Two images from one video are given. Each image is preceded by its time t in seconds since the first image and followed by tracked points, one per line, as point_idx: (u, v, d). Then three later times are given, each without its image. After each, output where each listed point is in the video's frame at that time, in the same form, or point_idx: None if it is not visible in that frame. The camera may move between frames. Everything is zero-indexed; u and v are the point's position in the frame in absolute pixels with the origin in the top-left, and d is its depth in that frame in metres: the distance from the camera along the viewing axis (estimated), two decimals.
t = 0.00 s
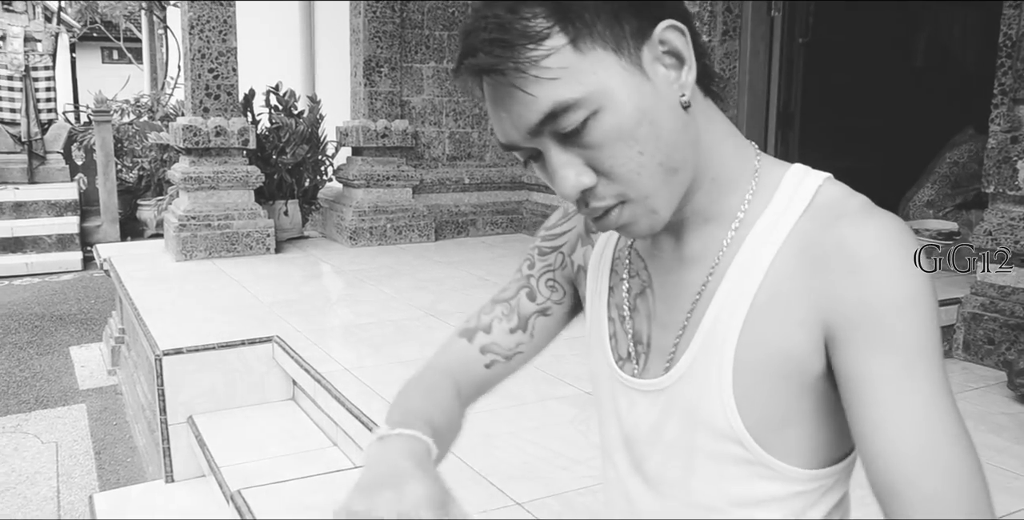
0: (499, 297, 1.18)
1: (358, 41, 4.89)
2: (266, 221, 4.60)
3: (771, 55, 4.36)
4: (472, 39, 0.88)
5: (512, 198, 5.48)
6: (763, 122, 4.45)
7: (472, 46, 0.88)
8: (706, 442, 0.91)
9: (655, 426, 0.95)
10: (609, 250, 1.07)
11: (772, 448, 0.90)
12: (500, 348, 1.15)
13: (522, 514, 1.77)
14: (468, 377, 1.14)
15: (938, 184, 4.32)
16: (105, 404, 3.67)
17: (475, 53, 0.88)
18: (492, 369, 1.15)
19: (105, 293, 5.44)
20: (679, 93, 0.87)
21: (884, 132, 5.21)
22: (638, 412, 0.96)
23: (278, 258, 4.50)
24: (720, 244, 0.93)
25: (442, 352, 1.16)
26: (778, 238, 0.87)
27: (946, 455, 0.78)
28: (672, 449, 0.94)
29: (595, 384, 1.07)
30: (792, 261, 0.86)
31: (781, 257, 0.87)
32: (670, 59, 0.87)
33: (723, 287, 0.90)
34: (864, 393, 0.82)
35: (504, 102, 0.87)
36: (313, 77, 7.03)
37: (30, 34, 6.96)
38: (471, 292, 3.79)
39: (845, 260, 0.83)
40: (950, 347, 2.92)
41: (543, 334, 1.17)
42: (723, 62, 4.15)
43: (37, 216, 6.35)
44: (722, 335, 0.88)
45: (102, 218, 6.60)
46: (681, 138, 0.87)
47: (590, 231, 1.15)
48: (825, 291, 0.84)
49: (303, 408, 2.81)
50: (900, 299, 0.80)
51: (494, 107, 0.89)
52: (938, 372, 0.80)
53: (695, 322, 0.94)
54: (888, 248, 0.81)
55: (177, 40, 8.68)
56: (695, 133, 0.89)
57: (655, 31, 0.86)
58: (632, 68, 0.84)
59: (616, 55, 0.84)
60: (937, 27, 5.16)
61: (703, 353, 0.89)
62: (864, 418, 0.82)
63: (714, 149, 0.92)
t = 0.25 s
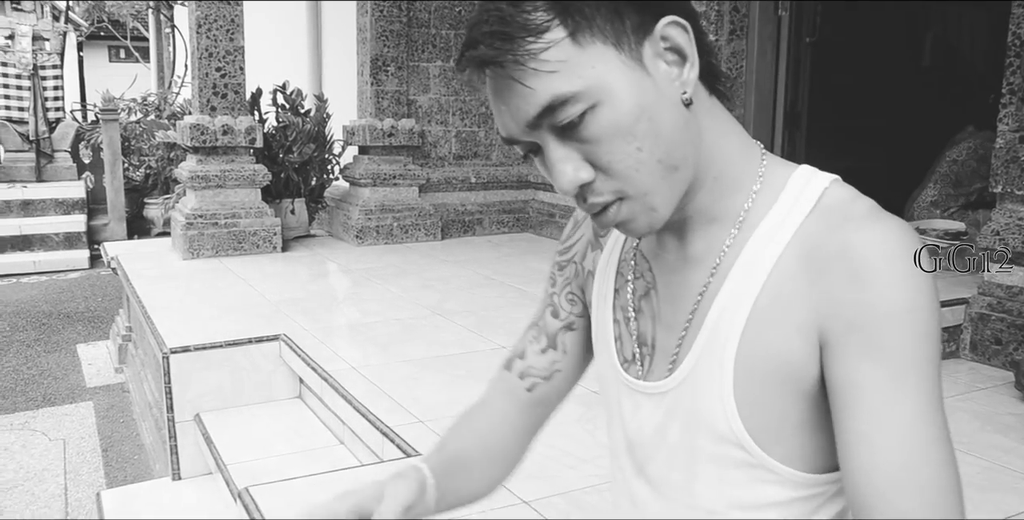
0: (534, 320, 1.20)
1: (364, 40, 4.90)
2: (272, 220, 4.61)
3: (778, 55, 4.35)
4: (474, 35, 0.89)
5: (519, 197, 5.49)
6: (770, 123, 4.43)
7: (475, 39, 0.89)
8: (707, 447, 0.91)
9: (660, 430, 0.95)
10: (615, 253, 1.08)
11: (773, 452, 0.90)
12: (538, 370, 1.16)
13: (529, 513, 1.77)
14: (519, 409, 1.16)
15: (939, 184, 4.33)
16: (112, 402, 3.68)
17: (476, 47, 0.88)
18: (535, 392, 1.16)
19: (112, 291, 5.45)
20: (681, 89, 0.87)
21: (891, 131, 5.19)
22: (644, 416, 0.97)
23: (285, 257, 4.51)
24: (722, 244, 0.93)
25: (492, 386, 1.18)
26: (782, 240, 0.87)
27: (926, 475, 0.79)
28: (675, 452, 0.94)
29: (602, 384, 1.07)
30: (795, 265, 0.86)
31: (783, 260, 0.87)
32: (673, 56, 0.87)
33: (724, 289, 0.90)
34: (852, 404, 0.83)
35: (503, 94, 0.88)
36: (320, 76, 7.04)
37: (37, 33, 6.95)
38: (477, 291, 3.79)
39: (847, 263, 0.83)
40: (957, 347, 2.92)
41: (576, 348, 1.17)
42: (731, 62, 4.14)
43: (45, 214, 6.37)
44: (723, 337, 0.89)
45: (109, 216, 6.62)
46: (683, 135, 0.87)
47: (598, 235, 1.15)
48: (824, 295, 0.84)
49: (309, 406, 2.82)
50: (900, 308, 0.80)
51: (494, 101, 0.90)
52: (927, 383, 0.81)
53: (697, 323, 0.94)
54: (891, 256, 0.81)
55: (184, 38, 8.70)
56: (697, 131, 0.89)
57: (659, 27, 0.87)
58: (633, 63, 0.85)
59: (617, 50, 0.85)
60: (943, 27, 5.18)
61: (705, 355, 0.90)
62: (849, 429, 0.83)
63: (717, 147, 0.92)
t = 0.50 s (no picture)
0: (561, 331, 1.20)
1: (373, 40, 4.91)
2: (280, 219, 4.62)
3: (786, 57, 4.34)
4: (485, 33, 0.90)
5: (526, 197, 5.49)
6: (777, 124, 4.43)
7: (486, 38, 0.89)
8: (713, 448, 0.91)
9: (667, 430, 0.95)
10: (626, 254, 1.08)
11: (777, 453, 0.90)
12: (570, 381, 1.16)
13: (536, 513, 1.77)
14: (557, 421, 1.16)
15: (944, 186, 4.33)
16: (120, 400, 3.69)
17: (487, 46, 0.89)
18: (569, 403, 1.16)
19: (120, 289, 5.47)
20: (690, 93, 0.87)
21: (897, 133, 5.17)
22: (650, 416, 0.97)
23: (292, 256, 4.52)
24: (730, 246, 0.94)
25: (528, 405, 1.19)
26: (790, 244, 0.88)
27: (915, 487, 0.80)
28: (681, 454, 0.94)
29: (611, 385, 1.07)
30: (801, 269, 0.87)
31: (791, 263, 0.87)
32: (684, 60, 0.87)
33: (732, 290, 0.90)
34: (848, 410, 0.83)
35: (513, 94, 0.88)
36: (327, 75, 7.05)
37: (48, 32, 7.04)
38: (484, 291, 3.80)
39: (852, 269, 0.83)
40: (965, 349, 2.91)
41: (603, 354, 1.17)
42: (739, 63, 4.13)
43: (53, 213, 6.40)
44: (728, 339, 0.89)
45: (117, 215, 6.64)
46: (692, 139, 0.87)
47: (610, 237, 1.15)
48: (828, 301, 0.84)
49: (317, 405, 2.82)
50: (902, 318, 0.80)
51: (505, 99, 0.90)
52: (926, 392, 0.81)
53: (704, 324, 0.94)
54: (898, 266, 0.81)
55: (192, 38, 8.72)
56: (705, 135, 0.89)
57: (670, 31, 0.86)
58: (643, 67, 0.85)
59: (626, 54, 0.85)
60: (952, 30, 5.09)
61: (711, 357, 0.90)
62: (843, 436, 0.83)
63: (727, 151, 0.92)
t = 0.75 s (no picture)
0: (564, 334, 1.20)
1: (375, 42, 4.92)
2: (281, 221, 4.63)
3: (787, 59, 4.35)
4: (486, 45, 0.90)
5: (527, 200, 5.49)
6: (777, 128, 4.44)
7: (486, 48, 0.89)
8: (712, 452, 0.92)
9: (667, 433, 0.95)
10: (627, 259, 1.08)
11: (775, 456, 0.90)
12: (571, 383, 1.16)
13: (536, 515, 1.78)
14: (559, 422, 1.16)
15: (944, 189, 4.34)
16: (121, 402, 3.70)
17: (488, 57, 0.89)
18: (571, 405, 1.16)
19: (121, 291, 5.48)
20: (689, 103, 0.87)
21: (896, 137, 5.19)
22: (651, 419, 0.97)
23: (293, 258, 4.53)
24: (728, 250, 0.94)
25: (530, 408, 1.19)
26: (788, 249, 0.88)
27: (910, 490, 0.80)
28: (680, 456, 0.95)
29: (613, 390, 1.07)
30: (799, 274, 0.87)
31: (788, 268, 0.87)
32: (682, 70, 0.87)
33: (730, 294, 0.90)
34: (844, 415, 0.83)
35: (513, 106, 0.89)
36: (329, 78, 7.06)
37: (49, 34, 7.00)
38: (485, 293, 3.80)
39: (850, 276, 0.83)
40: (965, 353, 2.92)
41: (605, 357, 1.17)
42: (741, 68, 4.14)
43: (55, 214, 6.41)
44: (726, 344, 0.89)
45: (118, 216, 6.65)
46: (690, 150, 0.88)
47: (613, 241, 1.15)
48: (826, 305, 0.85)
49: (318, 407, 2.83)
50: (899, 324, 0.80)
51: (504, 110, 0.91)
52: (923, 396, 0.81)
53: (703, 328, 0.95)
54: (896, 271, 0.81)
55: (194, 40, 8.72)
56: (704, 144, 0.89)
57: (669, 42, 0.87)
58: (642, 79, 0.85)
59: (625, 67, 0.85)
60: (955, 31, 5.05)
61: (709, 362, 0.90)
62: (839, 439, 0.83)
63: (727, 158, 0.92)
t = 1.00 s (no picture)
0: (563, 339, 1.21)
1: (372, 45, 4.93)
2: (279, 223, 4.63)
3: (783, 63, 4.32)
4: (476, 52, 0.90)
5: (524, 203, 5.51)
6: (773, 132, 4.43)
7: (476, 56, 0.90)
8: (704, 455, 0.93)
9: (658, 435, 0.96)
10: (619, 264, 1.08)
11: (765, 458, 0.91)
12: (570, 387, 1.17)
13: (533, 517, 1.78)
14: (560, 425, 1.17)
15: (939, 192, 4.30)
16: (117, 404, 3.70)
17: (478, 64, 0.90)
18: (570, 408, 1.16)
19: (118, 293, 5.48)
20: (676, 110, 0.87)
21: (894, 141, 5.21)
22: (643, 422, 0.98)
23: (291, 260, 4.53)
24: (717, 254, 0.95)
25: (532, 414, 1.20)
26: (776, 253, 0.88)
27: (900, 490, 0.80)
28: (672, 459, 0.96)
29: (606, 393, 1.08)
30: (786, 278, 0.87)
31: (777, 272, 0.88)
32: (670, 78, 0.87)
33: (719, 299, 0.91)
34: (833, 417, 0.84)
35: (502, 113, 0.90)
36: (326, 80, 7.07)
37: (47, 36, 7.06)
38: (482, 296, 3.81)
39: (836, 281, 0.83)
40: (960, 356, 2.93)
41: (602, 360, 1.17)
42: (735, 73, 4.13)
43: (52, 216, 6.41)
44: (715, 349, 0.90)
45: (115, 219, 6.65)
46: (678, 157, 0.88)
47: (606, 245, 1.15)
48: (812, 310, 0.85)
49: (315, 409, 2.83)
50: (887, 327, 0.80)
51: (493, 116, 0.92)
52: (911, 399, 0.81)
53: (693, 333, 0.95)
54: (884, 275, 0.81)
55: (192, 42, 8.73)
56: (692, 150, 0.90)
57: (657, 49, 0.87)
58: (630, 87, 0.86)
59: (613, 75, 0.85)
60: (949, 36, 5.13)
61: (699, 368, 0.91)
62: (829, 442, 0.84)
63: (715, 163, 0.93)
